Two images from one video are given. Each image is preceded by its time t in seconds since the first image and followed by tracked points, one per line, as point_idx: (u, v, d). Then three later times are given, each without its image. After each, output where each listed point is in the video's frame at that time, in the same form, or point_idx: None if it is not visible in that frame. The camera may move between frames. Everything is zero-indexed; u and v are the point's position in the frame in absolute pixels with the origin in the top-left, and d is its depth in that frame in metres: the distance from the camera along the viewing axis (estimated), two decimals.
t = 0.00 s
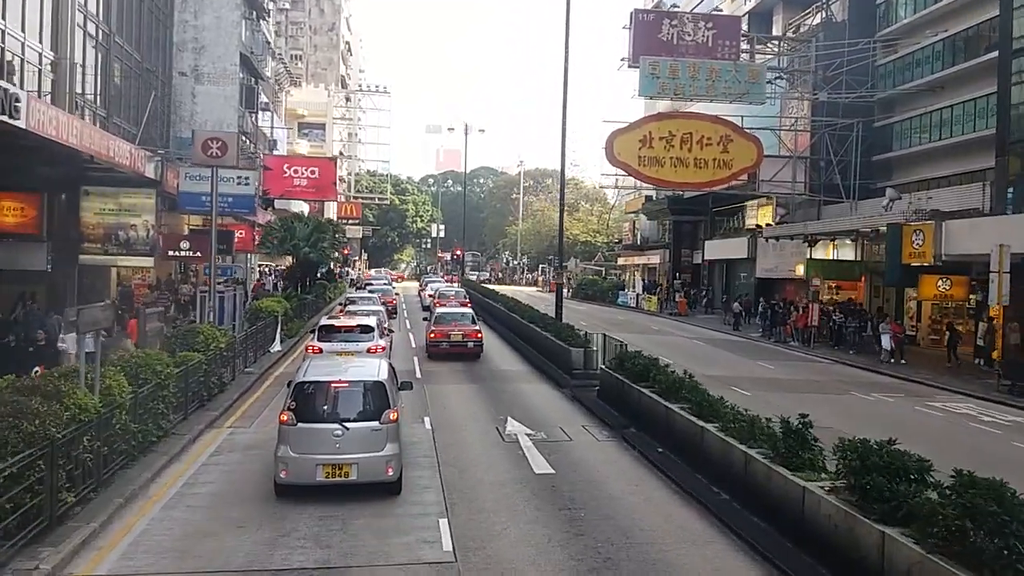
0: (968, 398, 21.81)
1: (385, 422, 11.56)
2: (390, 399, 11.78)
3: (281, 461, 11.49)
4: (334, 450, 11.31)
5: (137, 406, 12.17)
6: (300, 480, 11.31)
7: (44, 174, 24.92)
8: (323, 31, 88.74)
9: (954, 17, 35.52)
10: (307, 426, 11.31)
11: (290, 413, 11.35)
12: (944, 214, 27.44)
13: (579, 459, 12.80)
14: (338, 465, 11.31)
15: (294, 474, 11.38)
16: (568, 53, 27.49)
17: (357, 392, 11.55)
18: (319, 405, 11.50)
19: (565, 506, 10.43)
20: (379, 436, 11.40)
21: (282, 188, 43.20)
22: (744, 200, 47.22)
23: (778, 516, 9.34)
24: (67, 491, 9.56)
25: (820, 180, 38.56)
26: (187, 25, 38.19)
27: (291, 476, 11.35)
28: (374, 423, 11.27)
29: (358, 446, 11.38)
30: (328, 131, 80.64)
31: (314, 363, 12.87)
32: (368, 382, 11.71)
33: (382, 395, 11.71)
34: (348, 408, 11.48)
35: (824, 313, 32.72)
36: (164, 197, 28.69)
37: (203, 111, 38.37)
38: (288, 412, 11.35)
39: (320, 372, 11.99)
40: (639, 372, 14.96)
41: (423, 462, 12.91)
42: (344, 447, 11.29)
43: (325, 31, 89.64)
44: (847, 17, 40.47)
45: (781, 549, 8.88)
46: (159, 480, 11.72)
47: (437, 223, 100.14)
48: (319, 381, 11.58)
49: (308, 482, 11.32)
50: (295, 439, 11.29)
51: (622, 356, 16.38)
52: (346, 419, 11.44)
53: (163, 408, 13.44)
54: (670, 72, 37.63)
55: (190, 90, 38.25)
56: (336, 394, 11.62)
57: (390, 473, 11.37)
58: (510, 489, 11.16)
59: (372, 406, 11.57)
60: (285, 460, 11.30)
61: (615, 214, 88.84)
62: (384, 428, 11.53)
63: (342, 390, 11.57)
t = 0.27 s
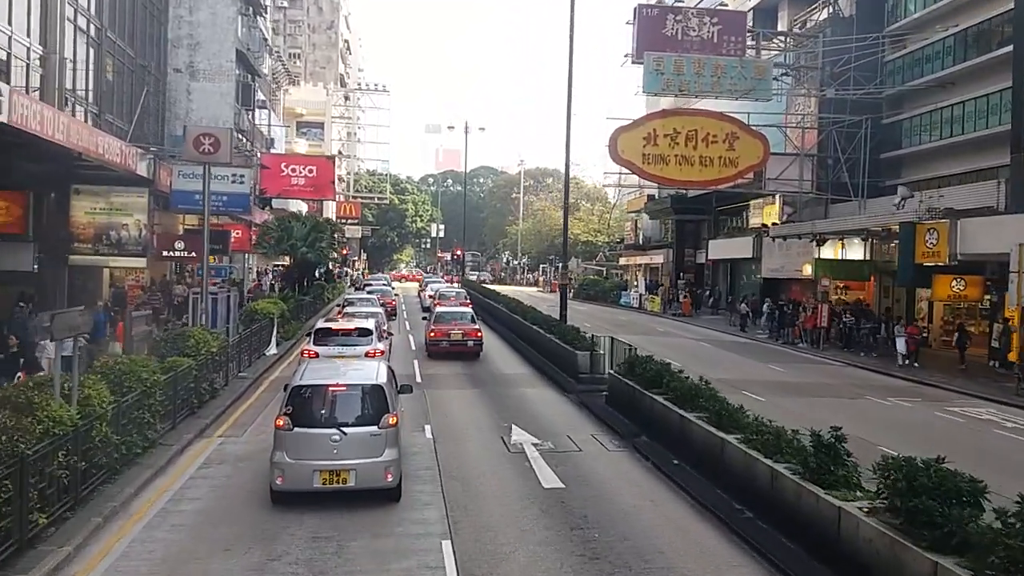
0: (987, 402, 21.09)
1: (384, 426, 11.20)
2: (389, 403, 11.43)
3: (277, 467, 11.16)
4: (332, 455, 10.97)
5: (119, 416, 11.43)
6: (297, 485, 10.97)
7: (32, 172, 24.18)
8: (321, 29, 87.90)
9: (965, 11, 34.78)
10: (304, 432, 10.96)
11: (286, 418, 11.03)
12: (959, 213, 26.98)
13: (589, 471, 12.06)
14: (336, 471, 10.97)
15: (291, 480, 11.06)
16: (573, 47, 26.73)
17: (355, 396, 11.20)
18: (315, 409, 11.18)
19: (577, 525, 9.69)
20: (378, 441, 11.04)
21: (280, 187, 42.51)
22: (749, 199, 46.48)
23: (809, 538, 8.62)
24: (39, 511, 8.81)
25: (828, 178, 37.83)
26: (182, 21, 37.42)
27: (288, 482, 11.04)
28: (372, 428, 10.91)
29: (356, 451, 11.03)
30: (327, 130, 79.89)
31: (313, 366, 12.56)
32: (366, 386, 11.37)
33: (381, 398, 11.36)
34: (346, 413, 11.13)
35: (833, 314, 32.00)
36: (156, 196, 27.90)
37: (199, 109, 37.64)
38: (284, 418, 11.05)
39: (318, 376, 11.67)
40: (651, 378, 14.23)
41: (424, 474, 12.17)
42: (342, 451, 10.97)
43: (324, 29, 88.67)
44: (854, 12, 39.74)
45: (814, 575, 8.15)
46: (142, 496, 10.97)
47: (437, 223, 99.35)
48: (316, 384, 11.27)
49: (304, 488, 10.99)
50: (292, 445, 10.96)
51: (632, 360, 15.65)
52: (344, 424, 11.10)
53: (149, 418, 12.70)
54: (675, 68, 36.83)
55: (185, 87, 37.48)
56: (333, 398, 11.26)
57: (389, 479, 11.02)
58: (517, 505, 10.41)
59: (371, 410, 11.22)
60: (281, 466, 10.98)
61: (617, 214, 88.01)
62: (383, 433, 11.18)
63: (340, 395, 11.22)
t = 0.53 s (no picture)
0: (1007, 407, 20.35)
1: (383, 432, 10.91)
2: (388, 408, 11.14)
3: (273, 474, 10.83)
4: (329, 462, 10.65)
5: (100, 428, 10.69)
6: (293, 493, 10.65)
7: (21, 170, 23.44)
8: (320, 27, 87.07)
9: (976, 6, 34.04)
10: (300, 437, 10.65)
11: (283, 423, 10.73)
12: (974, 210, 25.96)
13: (601, 486, 11.33)
14: (333, 478, 10.65)
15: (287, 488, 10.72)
16: (578, 42, 26.01)
17: (353, 401, 10.91)
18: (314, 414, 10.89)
19: (592, 548, 8.96)
20: (378, 447, 10.75)
21: (277, 186, 41.85)
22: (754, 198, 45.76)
23: (845, 564, 7.91)
24: (8, 535, 8.07)
25: (836, 177, 37.10)
26: (177, 17, 36.68)
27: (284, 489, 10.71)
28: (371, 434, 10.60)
29: (354, 457, 10.72)
30: (326, 128, 79.15)
31: (310, 369, 12.29)
32: (365, 390, 11.07)
33: (380, 403, 11.06)
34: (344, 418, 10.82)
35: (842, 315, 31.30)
36: (150, 194, 27.16)
37: (194, 106, 36.91)
38: (280, 423, 10.74)
39: (315, 380, 11.38)
40: (664, 385, 13.52)
41: (426, 489, 11.43)
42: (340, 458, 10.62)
43: (323, 28, 87.61)
44: (862, 8, 39.02)
45: None
46: (124, 514, 10.23)
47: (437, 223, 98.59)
48: (314, 389, 10.94)
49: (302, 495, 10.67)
50: (288, 450, 10.64)
51: (642, 366, 14.95)
52: (342, 430, 10.80)
53: (134, 427, 11.97)
54: (680, 64, 36.16)
55: (180, 84, 36.76)
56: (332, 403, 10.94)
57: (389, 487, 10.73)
58: (526, 525, 9.69)
59: (369, 416, 10.92)
60: (277, 473, 10.66)
61: (618, 214, 87.21)
62: (382, 439, 10.88)
63: (337, 399, 10.91)
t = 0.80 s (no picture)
0: None
1: (382, 437, 10.63)
2: (388, 413, 10.86)
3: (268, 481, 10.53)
4: (327, 469, 10.35)
5: (80, 441, 10.00)
6: (289, 501, 10.34)
7: (9, 168, 22.75)
8: (319, 25, 86.29)
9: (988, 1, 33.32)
10: (297, 443, 10.37)
11: (279, 428, 10.45)
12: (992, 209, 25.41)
13: (614, 501, 10.66)
14: (331, 485, 10.35)
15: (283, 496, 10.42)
16: (582, 36, 25.29)
17: (352, 406, 10.61)
18: (310, 420, 10.60)
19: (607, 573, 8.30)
20: (377, 453, 10.47)
21: (275, 185, 41.26)
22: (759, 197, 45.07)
23: None
24: None
25: (844, 176, 36.43)
26: (173, 12, 35.88)
27: (280, 497, 10.41)
28: (370, 439, 10.32)
29: (353, 464, 10.44)
30: (325, 127, 78.50)
31: (307, 372, 12.02)
32: (363, 394, 10.78)
33: (379, 408, 10.77)
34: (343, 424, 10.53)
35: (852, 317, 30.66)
36: (143, 192, 26.44)
37: (190, 103, 36.21)
38: (276, 428, 10.46)
39: (313, 383, 11.09)
40: (678, 393, 12.86)
41: (427, 505, 10.76)
42: (338, 465, 10.31)
43: (322, 26, 86.38)
44: (871, 4, 38.30)
45: None
46: (104, 534, 9.54)
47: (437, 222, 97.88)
48: (310, 394, 10.63)
49: (297, 503, 10.37)
50: (285, 457, 10.35)
51: (654, 372, 14.29)
52: (340, 435, 10.51)
53: (118, 439, 11.28)
54: (686, 61, 35.48)
55: (176, 81, 36.05)
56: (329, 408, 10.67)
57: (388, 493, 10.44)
58: (536, 547, 9.01)
59: (368, 421, 10.64)
60: (273, 480, 10.36)
61: (619, 214, 86.53)
62: (381, 444, 10.60)
63: (336, 403, 10.63)
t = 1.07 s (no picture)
0: None
1: (381, 444, 10.24)
2: (387, 419, 10.47)
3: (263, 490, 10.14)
4: (324, 478, 9.98)
5: (57, 456, 9.32)
6: (285, 511, 9.96)
7: None
8: (319, 23, 85.52)
9: None
10: (292, 450, 10.00)
11: (274, 435, 10.09)
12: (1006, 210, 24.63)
13: (627, 518, 10.03)
14: (328, 495, 9.96)
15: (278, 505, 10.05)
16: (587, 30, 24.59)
17: (351, 413, 10.22)
18: (307, 428, 10.21)
19: None
20: (375, 461, 10.07)
21: (273, 183, 40.56)
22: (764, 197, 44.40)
23: None
24: None
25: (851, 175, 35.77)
26: (168, 8, 35.08)
27: (275, 507, 10.02)
28: (369, 447, 9.90)
29: (351, 473, 10.05)
30: (324, 127, 77.81)
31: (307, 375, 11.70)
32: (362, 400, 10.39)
33: (378, 414, 10.37)
34: (340, 430, 10.15)
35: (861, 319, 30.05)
36: (135, 191, 25.76)
37: (186, 101, 35.51)
38: (271, 436, 10.10)
39: (311, 388, 10.73)
40: (693, 401, 12.24)
41: (429, 522, 10.10)
42: (335, 474, 9.93)
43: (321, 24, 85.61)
44: None
45: None
46: (82, 555, 8.89)
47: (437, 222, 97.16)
48: (307, 399, 10.22)
49: (292, 513, 9.98)
50: (280, 465, 9.98)
51: (666, 378, 13.67)
52: (338, 442, 10.13)
53: (100, 451, 10.60)
54: (691, 58, 34.83)
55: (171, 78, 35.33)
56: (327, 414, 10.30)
57: (387, 503, 10.05)
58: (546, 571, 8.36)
59: (366, 428, 10.23)
60: (268, 489, 9.99)
61: (621, 213, 85.82)
62: (381, 452, 10.21)
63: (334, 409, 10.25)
